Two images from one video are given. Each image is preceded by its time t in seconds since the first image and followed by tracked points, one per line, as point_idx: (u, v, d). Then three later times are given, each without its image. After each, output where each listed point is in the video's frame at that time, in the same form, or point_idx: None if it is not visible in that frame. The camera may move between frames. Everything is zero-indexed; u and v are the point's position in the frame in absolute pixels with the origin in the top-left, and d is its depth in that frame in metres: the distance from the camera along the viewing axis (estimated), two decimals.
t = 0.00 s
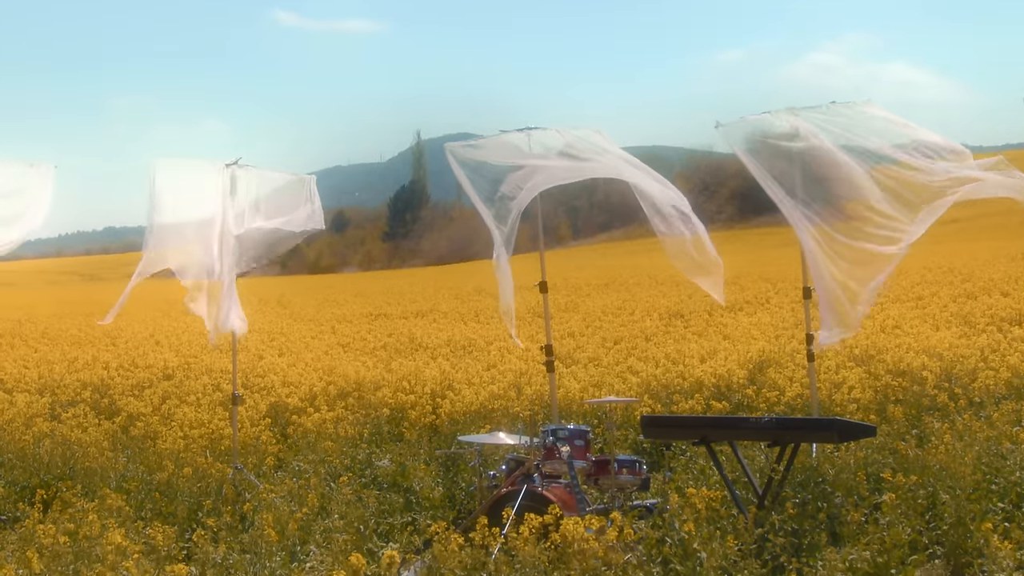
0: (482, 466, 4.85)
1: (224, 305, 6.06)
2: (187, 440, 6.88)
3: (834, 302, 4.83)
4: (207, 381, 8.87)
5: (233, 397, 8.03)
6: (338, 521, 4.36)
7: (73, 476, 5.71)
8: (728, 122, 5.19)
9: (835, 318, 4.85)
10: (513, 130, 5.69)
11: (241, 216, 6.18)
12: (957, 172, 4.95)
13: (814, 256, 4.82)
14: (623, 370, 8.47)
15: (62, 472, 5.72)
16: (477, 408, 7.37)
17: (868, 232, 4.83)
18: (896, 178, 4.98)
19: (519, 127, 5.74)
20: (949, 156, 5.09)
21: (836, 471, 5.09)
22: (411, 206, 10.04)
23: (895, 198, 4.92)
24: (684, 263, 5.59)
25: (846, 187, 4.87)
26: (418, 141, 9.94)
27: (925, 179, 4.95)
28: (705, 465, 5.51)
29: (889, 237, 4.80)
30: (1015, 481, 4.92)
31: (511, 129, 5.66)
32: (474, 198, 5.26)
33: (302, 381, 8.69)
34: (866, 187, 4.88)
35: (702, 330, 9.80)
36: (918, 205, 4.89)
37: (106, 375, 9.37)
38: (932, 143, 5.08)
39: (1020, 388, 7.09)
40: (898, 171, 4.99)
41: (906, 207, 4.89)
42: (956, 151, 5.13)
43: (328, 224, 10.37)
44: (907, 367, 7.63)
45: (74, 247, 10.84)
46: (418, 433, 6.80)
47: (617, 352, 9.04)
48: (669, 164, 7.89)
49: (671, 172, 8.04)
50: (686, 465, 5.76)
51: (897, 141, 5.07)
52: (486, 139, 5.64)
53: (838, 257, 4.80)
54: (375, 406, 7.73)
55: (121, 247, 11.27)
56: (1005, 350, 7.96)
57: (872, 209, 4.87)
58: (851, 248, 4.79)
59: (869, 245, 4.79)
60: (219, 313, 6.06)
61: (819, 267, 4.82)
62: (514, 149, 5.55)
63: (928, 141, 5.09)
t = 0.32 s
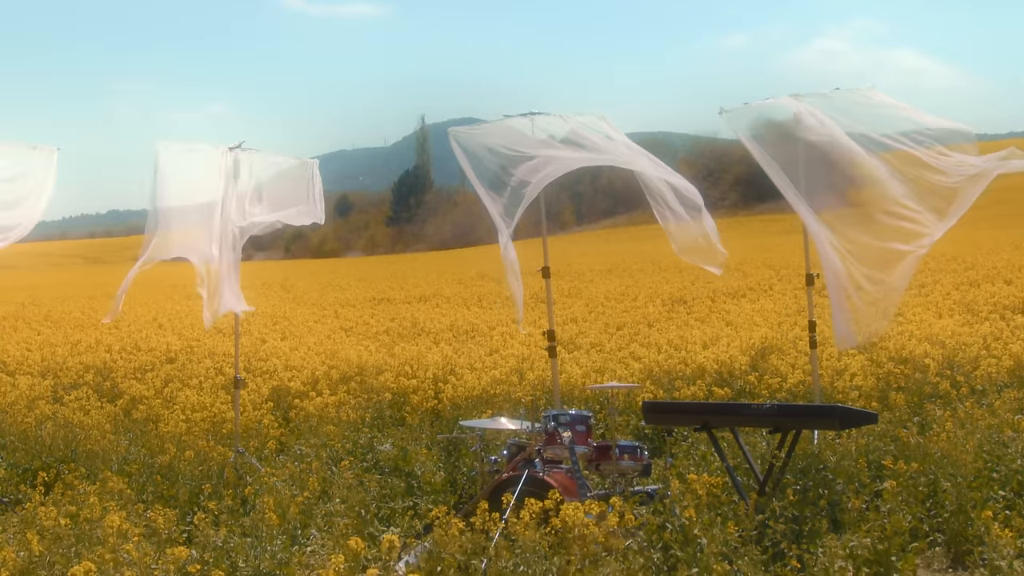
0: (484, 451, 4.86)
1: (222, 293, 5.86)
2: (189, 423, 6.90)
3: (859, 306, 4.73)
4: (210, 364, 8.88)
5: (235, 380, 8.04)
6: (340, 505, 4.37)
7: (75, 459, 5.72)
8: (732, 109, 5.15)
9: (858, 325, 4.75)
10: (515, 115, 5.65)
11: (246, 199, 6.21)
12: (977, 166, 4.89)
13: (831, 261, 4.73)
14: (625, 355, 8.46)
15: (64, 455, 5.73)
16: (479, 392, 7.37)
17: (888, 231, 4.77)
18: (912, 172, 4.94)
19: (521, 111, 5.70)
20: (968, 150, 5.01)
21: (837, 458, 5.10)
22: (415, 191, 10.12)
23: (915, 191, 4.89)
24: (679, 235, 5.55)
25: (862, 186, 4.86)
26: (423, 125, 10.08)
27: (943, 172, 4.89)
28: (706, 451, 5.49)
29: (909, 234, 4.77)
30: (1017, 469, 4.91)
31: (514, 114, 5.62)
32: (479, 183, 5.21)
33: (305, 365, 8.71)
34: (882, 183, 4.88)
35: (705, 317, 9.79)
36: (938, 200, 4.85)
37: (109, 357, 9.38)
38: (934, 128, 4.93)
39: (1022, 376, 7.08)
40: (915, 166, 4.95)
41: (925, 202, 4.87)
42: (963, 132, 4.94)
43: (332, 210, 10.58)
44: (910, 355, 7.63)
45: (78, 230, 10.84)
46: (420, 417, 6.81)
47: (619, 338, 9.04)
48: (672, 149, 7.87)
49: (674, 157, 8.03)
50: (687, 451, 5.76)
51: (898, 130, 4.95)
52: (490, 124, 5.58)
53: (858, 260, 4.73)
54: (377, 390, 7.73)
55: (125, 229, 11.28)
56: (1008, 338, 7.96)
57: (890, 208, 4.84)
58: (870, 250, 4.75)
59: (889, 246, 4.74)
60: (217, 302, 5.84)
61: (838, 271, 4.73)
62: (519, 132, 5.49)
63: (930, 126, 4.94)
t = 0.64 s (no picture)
0: (484, 438, 4.87)
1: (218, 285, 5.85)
2: (190, 409, 6.91)
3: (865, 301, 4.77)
4: (210, 351, 8.88)
5: (236, 366, 8.04)
6: (339, 491, 4.37)
7: (76, 445, 5.73)
8: (735, 97, 5.16)
9: (864, 319, 4.81)
10: (517, 103, 5.61)
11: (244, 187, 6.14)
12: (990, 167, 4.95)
13: (844, 257, 4.72)
14: (626, 343, 8.46)
15: (64, 441, 5.75)
16: (479, 379, 7.37)
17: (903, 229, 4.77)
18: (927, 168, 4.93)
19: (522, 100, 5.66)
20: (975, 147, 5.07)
21: (837, 447, 5.10)
22: (418, 177, 9.99)
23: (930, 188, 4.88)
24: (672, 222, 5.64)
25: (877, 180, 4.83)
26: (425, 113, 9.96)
27: (956, 170, 4.92)
28: (706, 439, 5.49)
29: (921, 232, 4.77)
30: (1016, 458, 4.91)
31: (516, 102, 5.58)
32: (485, 173, 5.18)
33: (305, 352, 8.71)
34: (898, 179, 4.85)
35: (706, 305, 9.78)
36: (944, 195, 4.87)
37: (109, 343, 9.39)
38: (938, 114, 4.95)
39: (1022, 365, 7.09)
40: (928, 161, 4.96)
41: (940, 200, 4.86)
42: (965, 118, 5.00)
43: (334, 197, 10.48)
44: (910, 344, 7.63)
45: (80, 216, 10.83)
46: (421, 404, 6.82)
47: (620, 326, 9.04)
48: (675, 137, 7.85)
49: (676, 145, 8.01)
50: (688, 439, 5.76)
51: (901, 118, 4.96)
52: (491, 110, 5.52)
53: (870, 257, 4.74)
54: (378, 376, 7.74)
55: (127, 216, 11.26)
56: (1009, 328, 7.96)
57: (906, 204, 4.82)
58: (883, 247, 4.75)
59: (900, 244, 4.75)
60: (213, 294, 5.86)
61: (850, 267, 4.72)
62: (521, 120, 5.45)
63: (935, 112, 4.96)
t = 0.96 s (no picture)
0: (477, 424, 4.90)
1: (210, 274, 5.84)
2: (185, 393, 6.91)
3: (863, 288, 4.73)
4: (206, 335, 8.87)
5: (231, 351, 8.04)
6: (333, 476, 4.37)
7: (70, 428, 5.72)
8: (731, 85, 5.18)
9: (869, 298, 4.74)
10: (515, 89, 5.59)
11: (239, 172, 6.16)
12: (1000, 168, 4.93)
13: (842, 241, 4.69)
14: (622, 330, 8.46)
15: (59, 424, 5.75)
16: (475, 364, 7.37)
17: (904, 221, 4.73)
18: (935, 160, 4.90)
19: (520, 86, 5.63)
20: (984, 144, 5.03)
21: (830, 435, 5.11)
22: (415, 163, 10.07)
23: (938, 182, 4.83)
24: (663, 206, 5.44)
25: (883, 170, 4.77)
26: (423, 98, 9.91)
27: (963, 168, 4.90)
28: (700, 426, 5.47)
29: (921, 220, 4.74)
30: (1009, 447, 4.93)
31: (513, 88, 5.56)
32: (485, 167, 5.13)
33: (301, 338, 8.70)
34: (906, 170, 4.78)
35: (703, 293, 9.79)
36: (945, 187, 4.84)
37: (105, 327, 9.39)
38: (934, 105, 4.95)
39: (1017, 354, 7.11)
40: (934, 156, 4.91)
41: (949, 195, 4.82)
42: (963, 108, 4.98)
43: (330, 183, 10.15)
44: (906, 333, 7.65)
45: (78, 199, 10.81)
46: (415, 389, 6.83)
47: (616, 313, 9.04)
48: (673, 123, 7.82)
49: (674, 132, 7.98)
50: (681, 426, 5.73)
51: (895, 105, 4.97)
52: (488, 96, 5.49)
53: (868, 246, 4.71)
54: (373, 361, 7.74)
55: (125, 199, 11.23)
56: (1004, 318, 7.98)
57: (912, 196, 4.77)
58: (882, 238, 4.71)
59: (900, 229, 4.72)
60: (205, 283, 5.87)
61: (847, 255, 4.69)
62: (518, 107, 5.43)
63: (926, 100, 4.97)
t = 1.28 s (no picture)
0: (469, 406, 4.90)
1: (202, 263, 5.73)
2: (178, 373, 6.90)
3: (865, 274, 4.72)
4: (200, 316, 8.85)
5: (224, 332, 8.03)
6: (325, 457, 4.38)
7: (63, 408, 5.73)
8: (726, 68, 5.19)
9: (873, 279, 4.72)
10: (510, 71, 5.56)
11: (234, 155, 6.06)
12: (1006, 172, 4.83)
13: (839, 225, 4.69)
14: (616, 314, 8.46)
15: (52, 404, 5.75)
16: (469, 347, 7.36)
17: (907, 208, 4.69)
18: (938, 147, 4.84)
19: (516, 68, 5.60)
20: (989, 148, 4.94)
21: (823, 419, 5.10)
22: (412, 145, 9.99)
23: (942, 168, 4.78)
24: (662, 203, 5.68)
25: (885, 156, 4.73)
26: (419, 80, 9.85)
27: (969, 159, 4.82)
28: (693, 409, 5.46)
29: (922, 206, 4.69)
30: (1001, 433, 4.94)
31: (508, 71, 5.53)
32: (480, 154, 5.11)
33: (295, 319, 8.68)
34: (909, 156, 4.74)
35: (697, 277, 9.78)
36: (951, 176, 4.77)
37: (99, 307, 9.37)
38: (936, 90, 4.82)
39: (1010, 340, 7.11)
40: (939, 143, 4.85)
41: (954, 184, 4.76)
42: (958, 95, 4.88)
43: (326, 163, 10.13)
44: (899, 318, 7.66)
45: (73, 179, 10.78)
46: (409, 371, 6.83)
47: (611, 296, 9.04)
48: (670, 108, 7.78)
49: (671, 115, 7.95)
50: (674, 410, 5.71)
51: (892, 91, 4.90)
52: (483, 78, 5.46)
53: (869, 233, 4.70)
54: (367, 343, 7.73)
55: (120, 180, 11.20)
56: (998, 304, 7.99)
57: (914, 183, 4.72)
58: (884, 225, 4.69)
59: (900, 215, 4.68)
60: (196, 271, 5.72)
61: (848, 242, 4.70)
62: (513, 90, 5.41)
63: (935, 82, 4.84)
